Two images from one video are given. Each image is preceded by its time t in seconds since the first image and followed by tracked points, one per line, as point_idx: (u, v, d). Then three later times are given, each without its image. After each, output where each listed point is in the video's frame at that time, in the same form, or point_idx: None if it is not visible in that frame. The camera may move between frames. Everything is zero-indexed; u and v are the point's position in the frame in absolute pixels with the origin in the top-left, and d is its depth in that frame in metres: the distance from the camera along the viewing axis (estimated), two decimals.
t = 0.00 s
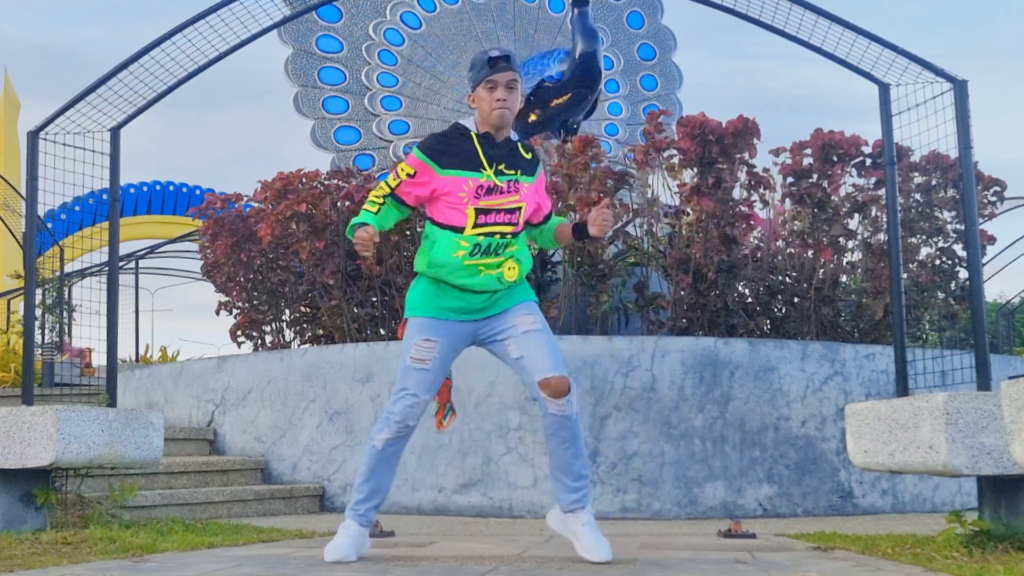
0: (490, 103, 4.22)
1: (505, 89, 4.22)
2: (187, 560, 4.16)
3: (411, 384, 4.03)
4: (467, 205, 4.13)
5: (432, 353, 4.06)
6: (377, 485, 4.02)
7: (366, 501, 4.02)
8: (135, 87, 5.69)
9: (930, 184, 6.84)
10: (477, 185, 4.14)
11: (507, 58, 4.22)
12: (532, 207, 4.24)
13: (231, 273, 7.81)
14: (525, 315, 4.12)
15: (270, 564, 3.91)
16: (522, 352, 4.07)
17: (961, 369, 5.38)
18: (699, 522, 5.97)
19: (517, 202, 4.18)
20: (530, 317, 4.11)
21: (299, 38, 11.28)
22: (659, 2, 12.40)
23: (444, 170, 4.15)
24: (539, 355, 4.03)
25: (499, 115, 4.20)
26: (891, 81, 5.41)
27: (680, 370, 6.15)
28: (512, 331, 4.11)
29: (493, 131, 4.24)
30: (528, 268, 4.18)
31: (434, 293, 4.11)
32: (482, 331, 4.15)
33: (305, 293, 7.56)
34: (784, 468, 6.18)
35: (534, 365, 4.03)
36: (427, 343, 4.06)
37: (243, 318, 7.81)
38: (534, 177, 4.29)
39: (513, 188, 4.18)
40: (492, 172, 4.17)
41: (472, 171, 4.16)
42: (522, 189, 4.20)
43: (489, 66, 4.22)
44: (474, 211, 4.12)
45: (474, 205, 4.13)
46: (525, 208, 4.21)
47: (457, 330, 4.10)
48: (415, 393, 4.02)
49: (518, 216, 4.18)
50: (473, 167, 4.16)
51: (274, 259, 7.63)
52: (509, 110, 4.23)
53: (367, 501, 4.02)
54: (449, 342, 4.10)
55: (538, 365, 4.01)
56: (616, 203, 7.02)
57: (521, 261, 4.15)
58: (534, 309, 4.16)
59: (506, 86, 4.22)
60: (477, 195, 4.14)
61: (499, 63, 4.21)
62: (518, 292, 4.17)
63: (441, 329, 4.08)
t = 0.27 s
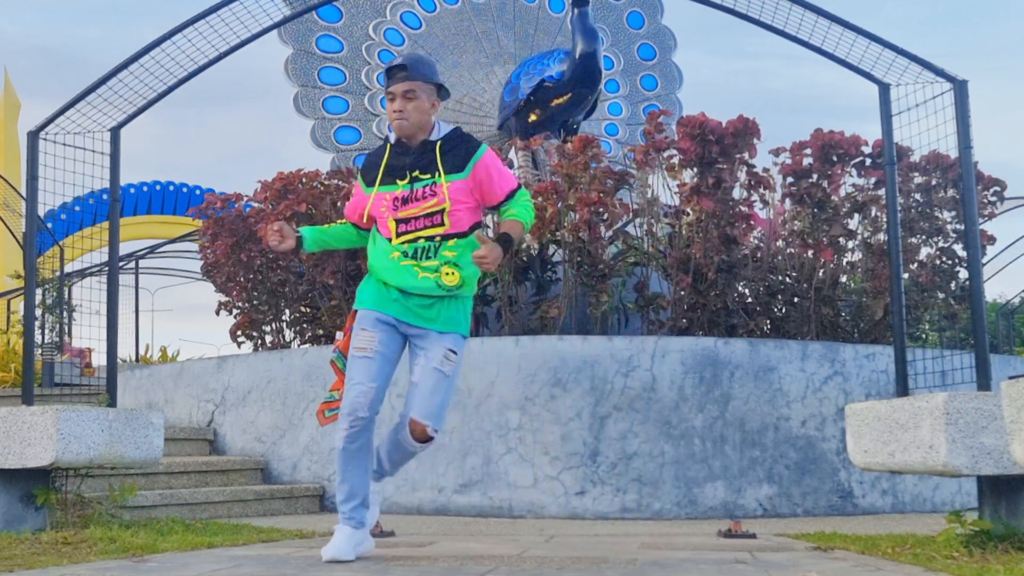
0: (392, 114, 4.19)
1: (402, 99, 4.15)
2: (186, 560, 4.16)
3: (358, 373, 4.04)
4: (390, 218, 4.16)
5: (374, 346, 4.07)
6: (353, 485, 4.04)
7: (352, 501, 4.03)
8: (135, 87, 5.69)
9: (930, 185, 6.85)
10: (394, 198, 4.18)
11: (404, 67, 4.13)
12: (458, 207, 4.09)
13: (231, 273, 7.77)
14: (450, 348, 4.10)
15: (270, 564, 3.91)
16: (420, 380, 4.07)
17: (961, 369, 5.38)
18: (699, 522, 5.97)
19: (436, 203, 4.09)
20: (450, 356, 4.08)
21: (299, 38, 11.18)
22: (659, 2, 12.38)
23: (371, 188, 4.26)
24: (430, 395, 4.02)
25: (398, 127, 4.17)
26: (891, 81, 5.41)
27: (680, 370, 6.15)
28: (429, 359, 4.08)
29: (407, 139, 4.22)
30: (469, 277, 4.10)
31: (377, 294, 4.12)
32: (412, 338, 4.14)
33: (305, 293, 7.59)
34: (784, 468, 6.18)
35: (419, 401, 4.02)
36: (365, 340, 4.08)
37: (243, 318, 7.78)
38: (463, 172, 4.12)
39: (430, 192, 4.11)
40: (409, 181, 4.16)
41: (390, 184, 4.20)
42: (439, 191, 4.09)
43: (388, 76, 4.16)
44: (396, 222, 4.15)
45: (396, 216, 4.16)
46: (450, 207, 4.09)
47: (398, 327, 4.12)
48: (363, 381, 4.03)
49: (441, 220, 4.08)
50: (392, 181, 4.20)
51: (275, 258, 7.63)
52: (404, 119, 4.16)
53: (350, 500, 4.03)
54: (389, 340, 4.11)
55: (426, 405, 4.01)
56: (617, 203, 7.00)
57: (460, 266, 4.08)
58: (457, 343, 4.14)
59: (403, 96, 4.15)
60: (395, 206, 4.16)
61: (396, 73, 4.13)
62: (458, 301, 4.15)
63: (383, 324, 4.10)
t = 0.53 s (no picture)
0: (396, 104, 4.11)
1: (410, 88, 4.07)
2: (186, 560, 4.16)
3: (368, 375, 4.01)
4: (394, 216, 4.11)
5: (385, 343, 4.04)
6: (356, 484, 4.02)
7: (353, 501, 4.01)
8: (135, 87, 5.69)
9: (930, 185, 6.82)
10: (399, 195, 4.12)
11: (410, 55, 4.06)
12: (457, 197, 4.00)
13: (231, 273, 7.79)
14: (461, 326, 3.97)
15: (270, 564, 3.91)
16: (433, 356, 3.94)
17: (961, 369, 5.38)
18: (699, 522, 5.97)
19: (435, 195, 4.02)
20: (458, 329, 3.95)
21: (299, 38, 11.21)
22: (659, 2, 12.32)
23: (377, 190, 4.22)
24: (441, 366, 3.87)
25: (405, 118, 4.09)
26: (891, 81, 5.41)
27: (680, 370, 6.15)
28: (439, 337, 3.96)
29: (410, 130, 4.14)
30: (473, 268, 4.00)
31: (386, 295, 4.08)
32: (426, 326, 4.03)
33: (305, 293, 7.56)
34: (784, 468, 6.18)
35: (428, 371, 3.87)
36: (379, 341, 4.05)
37: (243, 318, 7.78)
38: (463, 161, 4.02)
39: (430, 185, 4.03)
40: (410, 177, 4.11)
41: (394, 182, 4.15)
42: (439, 183, 4.01)
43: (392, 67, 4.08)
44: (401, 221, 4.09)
45: (399, 215, 4.10)
46: (449, 199, 4.00)
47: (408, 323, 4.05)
48: (371, 383, 4.00)
49: (442, 214, 3.99)
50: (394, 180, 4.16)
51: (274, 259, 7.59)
52: (414, 109, 4.09)
53: (354, 500, 4.02)
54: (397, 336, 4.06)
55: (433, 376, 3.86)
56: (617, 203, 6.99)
57: (461, 259, 3.97)
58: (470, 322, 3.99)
59: (411, 85, 4.08)
60: (399, 204, 4.11)
61: (402, 62, 4.05)
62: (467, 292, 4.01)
63: (393, 320, 4.06)
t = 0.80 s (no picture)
0: (462, 88, 4.17)
1: (476, 71, 4.14)
2: (186, 560, 4.16)
3: (455, 382, 4.02)
4: (450, 193, 4.11)
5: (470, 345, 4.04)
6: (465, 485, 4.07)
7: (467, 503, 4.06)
8: (135, 87, 5.69)
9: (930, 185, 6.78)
10: (456, 172, 4.12)
11: (474, 39, 4.15)
12: (522, 183, 4.06)
13: (231, 273, 7.81)
14: (557, 317, 4.00)
15: (270, 564, 3.91)
16: (550, 361, 4.00)
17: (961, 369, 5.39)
18: (699, 522, 5.97)
19: (499, 178, 4.06)
20: (560, 323, 3.99)
21: (299, 38, 11.26)
22: (659, 2, 12.42)
23: (426, 161, 4.17)
24: (564, 366, 3.95)
25: (473, 99, 4.13)
26: (891, 81, 5.42)
27: (680, 370, 6.15)
28: (543, 337, 3.99)
29: (471, 114, 4.18)
30: (537, 236, 4.00)
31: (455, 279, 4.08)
32: (513, 325, 4.06)
33: (305, 293, 7.56)
34: (784, 468, 6.18)
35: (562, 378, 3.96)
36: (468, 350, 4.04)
37: (243, 318, 7.81)
38: (530, 149, 4.10)
39: (494, 168, 4.07)
40: (471, 156, 4.11)
41: (451, 159, 4.14)
42: (503, 167, 4.07)
43: (458, 50, 4.15)
44: (458, 199, 4.10)
45: (457, 193, 4.11)
46: (514, 182, 4.06)
47: (489, 325, 4.03)
48: (460, 390, 4.01)
49: (503, 197, 4.05)
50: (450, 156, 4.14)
51: (274, 259, 7.64)
52: (482, 92, 4.14)
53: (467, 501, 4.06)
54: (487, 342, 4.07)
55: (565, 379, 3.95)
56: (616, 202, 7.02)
57: (527, 236, 3.99)
58: (564, 308, 4.02)
59: (477, 67, 4.15)
60: (456, 182, 4.11)
61: (468, 45, 4.13)
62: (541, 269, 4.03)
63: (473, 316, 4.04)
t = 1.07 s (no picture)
0: (529, 104, 4.19)
1: (540, 86, 4.18)
2: (187, 560, 4.16)
3: (533, 329, 3.98)
4: (536, 221, 4.14)
5: (550, 307, 4.06)
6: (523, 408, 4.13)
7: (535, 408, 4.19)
8: (135, 87, 5.69)
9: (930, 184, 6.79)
10: (539, 198, 4.14)
11: (536, 55, 4.21)
12: (603, 195, 4.10)
13: (231, 273, 7.81)
14: (630, 316, 4.09)
15: (270, 564, 3.91)
16: (617, 355, 4.05)
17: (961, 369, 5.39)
18: (699, 522, 5.97)
19: (581, 196, 4.08)
20: (635, 322, 4.07)
21: (299, 38, 11.26)
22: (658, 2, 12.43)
23: (508, 191, 4.22)
24: (633, 363, 4.01)
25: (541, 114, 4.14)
26: (891, 81, 5.42)
27: (680, 370, 6.15)
28: (616, 331, 4.06)
29: (540, 131, 4.16)
30: (621, 254, 4.11)
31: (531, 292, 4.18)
32: (586, 313, 4.12)
33: (305, 293, 7.55)
34: (784, 468, 6.18)
35: (628, 372, 4.01)
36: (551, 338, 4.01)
37: (243, 318, 7.81)
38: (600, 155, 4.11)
39: (572, 186, 4.09)
40: (550, 178, 4.13)
41: (533, 184, 4.16)
42: (581, 183, 4.09)
43: (521, 68, 4.20)
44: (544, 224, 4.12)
45: (542, 219, 4.13)
46: (595, 197, 4.09)
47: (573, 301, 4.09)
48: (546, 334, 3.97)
49: (589, 214, 4.08)
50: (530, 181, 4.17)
51: (274, 259, 7.64)
52: (548, 106, 4.14)
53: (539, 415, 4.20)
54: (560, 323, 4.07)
55: (632, 375, 4.00)
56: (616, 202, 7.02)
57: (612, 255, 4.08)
58: (637, 313, 4.12)
59: (541, 83, 4.19)
60: (541, 206, 4.13)
61: (529, 61, 4.19)
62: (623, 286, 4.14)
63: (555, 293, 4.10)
